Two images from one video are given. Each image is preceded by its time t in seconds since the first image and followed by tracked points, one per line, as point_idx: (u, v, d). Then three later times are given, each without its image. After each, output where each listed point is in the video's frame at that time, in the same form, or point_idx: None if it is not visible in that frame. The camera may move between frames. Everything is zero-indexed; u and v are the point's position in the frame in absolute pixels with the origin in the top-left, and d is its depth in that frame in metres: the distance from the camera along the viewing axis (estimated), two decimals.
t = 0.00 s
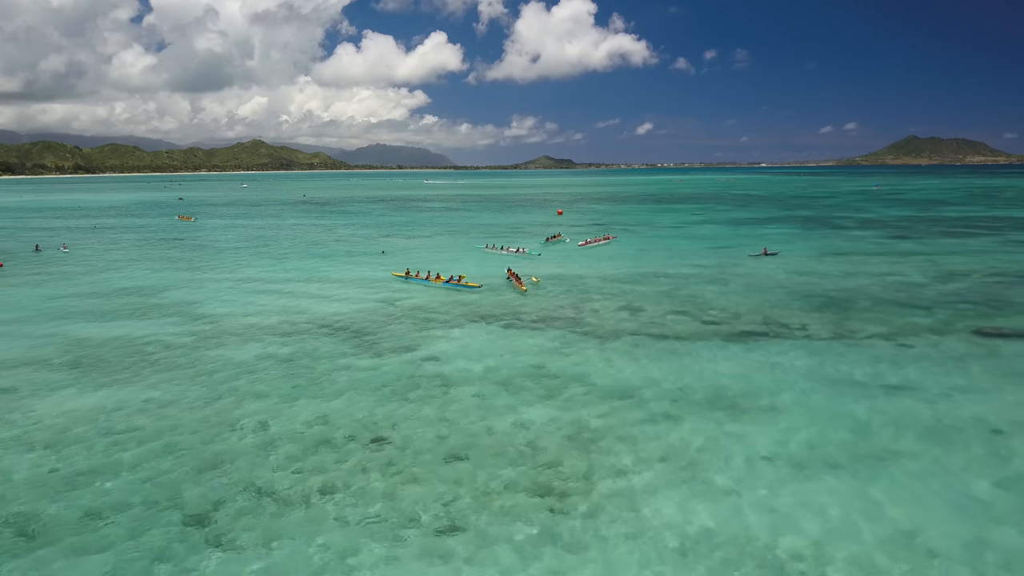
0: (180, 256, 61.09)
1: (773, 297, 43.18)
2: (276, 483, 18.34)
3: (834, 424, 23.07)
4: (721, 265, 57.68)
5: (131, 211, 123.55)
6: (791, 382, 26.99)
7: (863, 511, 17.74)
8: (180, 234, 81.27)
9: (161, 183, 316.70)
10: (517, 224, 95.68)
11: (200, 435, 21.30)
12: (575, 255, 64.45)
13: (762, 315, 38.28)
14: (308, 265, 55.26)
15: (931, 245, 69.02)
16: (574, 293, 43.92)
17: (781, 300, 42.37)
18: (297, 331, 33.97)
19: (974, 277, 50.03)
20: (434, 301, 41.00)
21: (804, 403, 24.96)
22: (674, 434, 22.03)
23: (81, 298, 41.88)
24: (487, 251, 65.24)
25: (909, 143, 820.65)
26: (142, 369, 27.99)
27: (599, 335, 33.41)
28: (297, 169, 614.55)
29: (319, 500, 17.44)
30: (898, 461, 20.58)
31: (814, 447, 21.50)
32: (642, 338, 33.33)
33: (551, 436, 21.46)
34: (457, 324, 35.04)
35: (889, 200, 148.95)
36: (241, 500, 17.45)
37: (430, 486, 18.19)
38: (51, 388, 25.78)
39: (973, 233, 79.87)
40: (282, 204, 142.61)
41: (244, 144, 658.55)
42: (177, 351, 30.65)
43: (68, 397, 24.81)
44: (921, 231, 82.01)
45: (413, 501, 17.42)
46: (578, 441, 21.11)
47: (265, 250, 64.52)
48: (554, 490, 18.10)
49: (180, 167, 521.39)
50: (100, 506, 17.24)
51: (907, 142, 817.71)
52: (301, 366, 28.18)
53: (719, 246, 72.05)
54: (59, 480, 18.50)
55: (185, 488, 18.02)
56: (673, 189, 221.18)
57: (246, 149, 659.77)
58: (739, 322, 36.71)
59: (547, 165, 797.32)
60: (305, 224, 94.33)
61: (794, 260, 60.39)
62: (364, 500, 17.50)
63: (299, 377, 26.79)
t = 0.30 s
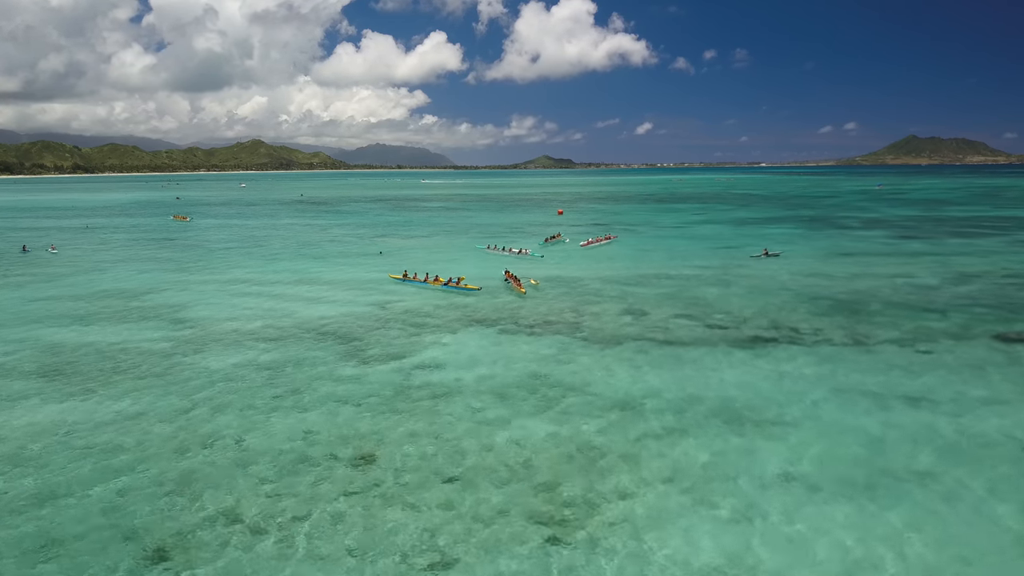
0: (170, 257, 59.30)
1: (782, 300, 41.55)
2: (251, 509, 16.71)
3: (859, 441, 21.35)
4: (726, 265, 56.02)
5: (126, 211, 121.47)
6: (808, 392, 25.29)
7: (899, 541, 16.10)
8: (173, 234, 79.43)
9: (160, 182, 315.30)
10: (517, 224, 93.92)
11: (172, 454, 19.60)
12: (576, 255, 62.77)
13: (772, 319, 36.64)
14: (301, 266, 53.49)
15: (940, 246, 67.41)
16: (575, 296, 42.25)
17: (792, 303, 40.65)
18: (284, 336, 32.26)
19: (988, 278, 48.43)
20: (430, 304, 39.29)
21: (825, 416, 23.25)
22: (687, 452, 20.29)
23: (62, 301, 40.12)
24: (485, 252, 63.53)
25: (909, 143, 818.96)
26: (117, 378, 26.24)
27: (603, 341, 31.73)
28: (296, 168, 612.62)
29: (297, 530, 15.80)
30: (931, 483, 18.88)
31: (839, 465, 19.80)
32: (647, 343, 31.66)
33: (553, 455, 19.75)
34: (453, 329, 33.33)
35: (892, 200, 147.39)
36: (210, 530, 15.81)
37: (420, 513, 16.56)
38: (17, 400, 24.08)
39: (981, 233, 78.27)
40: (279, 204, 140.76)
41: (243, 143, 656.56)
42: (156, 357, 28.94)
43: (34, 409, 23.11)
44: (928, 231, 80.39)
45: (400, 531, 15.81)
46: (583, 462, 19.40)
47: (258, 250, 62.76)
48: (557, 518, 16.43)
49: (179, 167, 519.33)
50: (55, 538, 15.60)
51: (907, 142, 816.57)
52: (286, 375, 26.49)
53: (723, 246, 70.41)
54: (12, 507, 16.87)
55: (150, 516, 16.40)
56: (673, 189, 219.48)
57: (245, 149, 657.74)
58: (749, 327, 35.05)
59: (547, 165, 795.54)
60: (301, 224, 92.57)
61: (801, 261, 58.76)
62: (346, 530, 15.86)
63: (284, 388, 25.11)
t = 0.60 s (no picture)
0: (160, 258, 57.80)
1: (792, 303, 40.10)
2: (224, 544, 15.34)
3: (884, 461, 19.92)
4: (731, 267, 54.55)
5: (120, 211, 119.93)
6: (826, 406, 23.84)
7: None
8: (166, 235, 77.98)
9: (158, 183, 314.14)
10: (517, 225, 92.57)
11: (144, 479, 18.22)
12: (577, 256, 61.38)
13: (783, 324, 35.12)
14: (295, 268, 52.01)
15: (949, 246, 66.00)
16: (577, 299, 40.77)
17: (803, 307, 39.14)
18: (273, 342, 30.81)
19: (1003, 281, 46.96)
20: (427, 308, 37.83)
21: (846, 433, 21.81)
22: (701, 475, 18.86)
23: (46, 305, 38.69)
24: (485, 253, 62.09)
25: (909, 143, 818.76)
26: (92, 389, 24.79)
27: (607, 348, 30.24)
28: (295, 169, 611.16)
29: (272, 568, 14.41)
30: (966, 509, 17.45)
31: (865, 489, 18.38)
32: (654, 350, 30.17)
33: (557, 478, 18.33)
34: (450, 335, 31.87)
35: (895, 200, 146.02)
36: (178, 569, 14.43)
37: (408, 549, 15.13)
38: None
39: (990, 233, 76.87)
40: (276, 203, 139.35)
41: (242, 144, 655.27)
42: (136, 366, 27.47)
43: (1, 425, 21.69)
44: (936, 232, 78.95)
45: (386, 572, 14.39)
46: (588, 486, 17.98)
47: (252, 251, 61.29)
48: (560, 552, 15.04)
49: (178, 167, 517.73)
50: None
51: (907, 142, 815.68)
52: (272, 386, 25.01)
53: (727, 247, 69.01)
54: None
55: (114, 553, 15.03)
56: (674, 189, 218.16)
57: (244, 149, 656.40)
58: (759, 332, 33.57)
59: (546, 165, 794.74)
60: (298, 224, 91.22)
61: (808, 262, 57.28)
62: (327, 568, 14.44)
63: (269, 399, 23.64)
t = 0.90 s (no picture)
0: (150, 258, 56.14)
1: (803, 307, 38.61)
2: None
3: (915, 486, 18.43)
4: (738, 269, 52.98)
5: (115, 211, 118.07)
6: (848, 422, 22.36)
7: None
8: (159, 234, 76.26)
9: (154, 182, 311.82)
10: (517, 225, 91.02)
11: (107, 506, 16.70)
12: (579, 258, 59.77)
13: (795, 330, 33.61)
14: (288, 270, 50.38)
15: (959, 247, 64.56)
16: (579, 303, 39.21)
17: (815, 312, 37.58)
18: (261, 348, 29.26)
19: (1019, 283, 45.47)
20: (423, 312, 36.26)
21: (872, 453, 20.25)
22: (719, 503, 17.28)
23: (26, 308, 37.11)
24: (484, 254, 60.48)
25: (909, 143, 817.26)
26: (64, 400, 23.25)
27: (612, 356, 28.72)
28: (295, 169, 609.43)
29: None
30: (1011, 542, 15.89)
31: (898, 520, 16.81)
32: (662, 358, 28.68)
33: (560, 508, 16.78)
34: (447, 342, 30.33)
35: (899, 200, 144.58)
36: None
37: None
38: None
39: (999, 234, 75.40)
40: (273, 203, 137.64)
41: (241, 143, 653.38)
42: (113, 374, 25.91)
43: None
44: (944, 232, 77.45)
45: None
46: (594, 517, 16.44)
47: (245, 252, 59.65)
48: None
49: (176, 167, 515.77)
50: None
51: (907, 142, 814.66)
52: (257, 397, 23.48)
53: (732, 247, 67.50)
54: None
55: None
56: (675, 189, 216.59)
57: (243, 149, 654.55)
58: (771, 338, 32.08)
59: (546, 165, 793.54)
60: (294, 224, 89.55)
61: (817, 264, 55.81)
62: None
63: (252, 413, 22.11)
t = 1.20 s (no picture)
0: (138, 259, 54.32)
1: (815, 310, 36.90)
2: None
3: (956, 510, 16.74)
4: (744, 269, 51.23)
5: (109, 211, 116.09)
6: (875, 437, 20.67)
7: None
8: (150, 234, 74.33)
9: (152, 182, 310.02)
10: (517, 225, 89.20)
11: (64, 534, 14.95)
12: (581, 258, 57.97)
13: (809, 334, 31.92)
14: (280, 270, 48.52)
15: (970, 247, 62.84)
16: (582, 305, 37.45)
17: (830, 314, 35.87)
18: (246, 355, 27.50)
19: None
20: (419, 316, 34.49)
21: (908, 472, 18.60)
22: (745, 531, 15.64)
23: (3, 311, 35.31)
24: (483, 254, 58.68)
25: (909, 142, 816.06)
26: (29, 411, 21.47)
27: (617, 363, 27.00)
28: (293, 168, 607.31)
29: None
30: None
31: (946, 550, 15.17)
32: (671, 365, 26.96)
33: (570, 537, 15.12)
34: (443, 348, 28.59)
35: (903, 199, 142.89)
36: None
37: None
38: None
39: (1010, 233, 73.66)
40: (270, 203, 135.74)
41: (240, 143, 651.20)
42: (84, 382, 24.12)
43: None
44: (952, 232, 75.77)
45: None
46: (609, 548, 14.79)
47: (237, 252, 57.80)
48: None
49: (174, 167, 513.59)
50: None
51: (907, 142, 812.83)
52: (236, 409, 21.71)
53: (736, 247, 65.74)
54: None
55: None
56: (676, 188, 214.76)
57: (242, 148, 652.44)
58: (785, 343, 30.37)
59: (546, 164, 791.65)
60: (290, 223, 87.67)
61: (825, 264, 54.10)
62: None
63: (230, 427, 20.35)
